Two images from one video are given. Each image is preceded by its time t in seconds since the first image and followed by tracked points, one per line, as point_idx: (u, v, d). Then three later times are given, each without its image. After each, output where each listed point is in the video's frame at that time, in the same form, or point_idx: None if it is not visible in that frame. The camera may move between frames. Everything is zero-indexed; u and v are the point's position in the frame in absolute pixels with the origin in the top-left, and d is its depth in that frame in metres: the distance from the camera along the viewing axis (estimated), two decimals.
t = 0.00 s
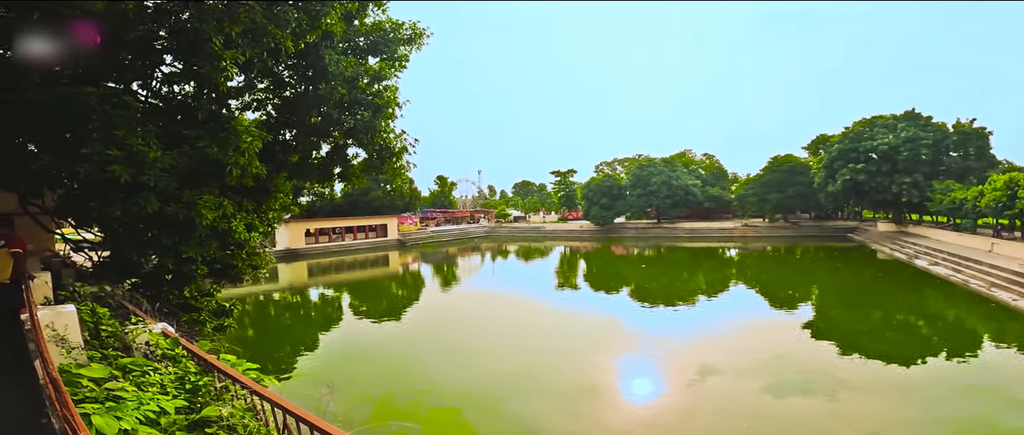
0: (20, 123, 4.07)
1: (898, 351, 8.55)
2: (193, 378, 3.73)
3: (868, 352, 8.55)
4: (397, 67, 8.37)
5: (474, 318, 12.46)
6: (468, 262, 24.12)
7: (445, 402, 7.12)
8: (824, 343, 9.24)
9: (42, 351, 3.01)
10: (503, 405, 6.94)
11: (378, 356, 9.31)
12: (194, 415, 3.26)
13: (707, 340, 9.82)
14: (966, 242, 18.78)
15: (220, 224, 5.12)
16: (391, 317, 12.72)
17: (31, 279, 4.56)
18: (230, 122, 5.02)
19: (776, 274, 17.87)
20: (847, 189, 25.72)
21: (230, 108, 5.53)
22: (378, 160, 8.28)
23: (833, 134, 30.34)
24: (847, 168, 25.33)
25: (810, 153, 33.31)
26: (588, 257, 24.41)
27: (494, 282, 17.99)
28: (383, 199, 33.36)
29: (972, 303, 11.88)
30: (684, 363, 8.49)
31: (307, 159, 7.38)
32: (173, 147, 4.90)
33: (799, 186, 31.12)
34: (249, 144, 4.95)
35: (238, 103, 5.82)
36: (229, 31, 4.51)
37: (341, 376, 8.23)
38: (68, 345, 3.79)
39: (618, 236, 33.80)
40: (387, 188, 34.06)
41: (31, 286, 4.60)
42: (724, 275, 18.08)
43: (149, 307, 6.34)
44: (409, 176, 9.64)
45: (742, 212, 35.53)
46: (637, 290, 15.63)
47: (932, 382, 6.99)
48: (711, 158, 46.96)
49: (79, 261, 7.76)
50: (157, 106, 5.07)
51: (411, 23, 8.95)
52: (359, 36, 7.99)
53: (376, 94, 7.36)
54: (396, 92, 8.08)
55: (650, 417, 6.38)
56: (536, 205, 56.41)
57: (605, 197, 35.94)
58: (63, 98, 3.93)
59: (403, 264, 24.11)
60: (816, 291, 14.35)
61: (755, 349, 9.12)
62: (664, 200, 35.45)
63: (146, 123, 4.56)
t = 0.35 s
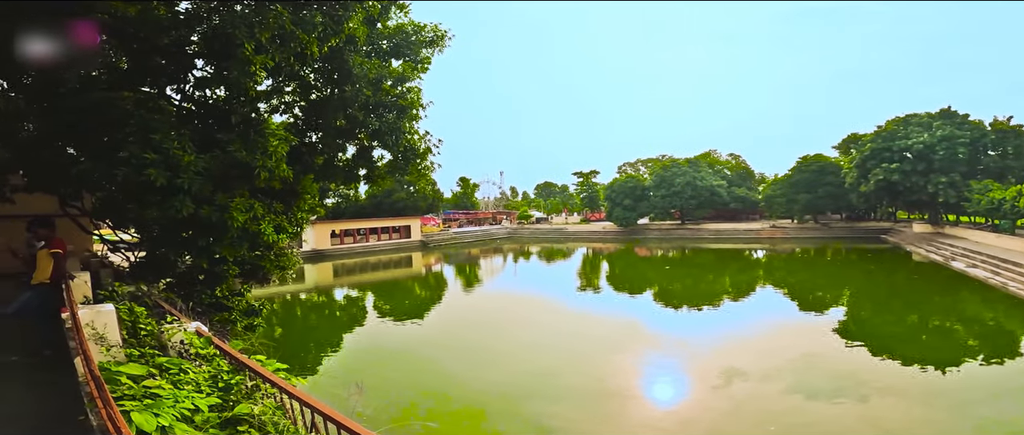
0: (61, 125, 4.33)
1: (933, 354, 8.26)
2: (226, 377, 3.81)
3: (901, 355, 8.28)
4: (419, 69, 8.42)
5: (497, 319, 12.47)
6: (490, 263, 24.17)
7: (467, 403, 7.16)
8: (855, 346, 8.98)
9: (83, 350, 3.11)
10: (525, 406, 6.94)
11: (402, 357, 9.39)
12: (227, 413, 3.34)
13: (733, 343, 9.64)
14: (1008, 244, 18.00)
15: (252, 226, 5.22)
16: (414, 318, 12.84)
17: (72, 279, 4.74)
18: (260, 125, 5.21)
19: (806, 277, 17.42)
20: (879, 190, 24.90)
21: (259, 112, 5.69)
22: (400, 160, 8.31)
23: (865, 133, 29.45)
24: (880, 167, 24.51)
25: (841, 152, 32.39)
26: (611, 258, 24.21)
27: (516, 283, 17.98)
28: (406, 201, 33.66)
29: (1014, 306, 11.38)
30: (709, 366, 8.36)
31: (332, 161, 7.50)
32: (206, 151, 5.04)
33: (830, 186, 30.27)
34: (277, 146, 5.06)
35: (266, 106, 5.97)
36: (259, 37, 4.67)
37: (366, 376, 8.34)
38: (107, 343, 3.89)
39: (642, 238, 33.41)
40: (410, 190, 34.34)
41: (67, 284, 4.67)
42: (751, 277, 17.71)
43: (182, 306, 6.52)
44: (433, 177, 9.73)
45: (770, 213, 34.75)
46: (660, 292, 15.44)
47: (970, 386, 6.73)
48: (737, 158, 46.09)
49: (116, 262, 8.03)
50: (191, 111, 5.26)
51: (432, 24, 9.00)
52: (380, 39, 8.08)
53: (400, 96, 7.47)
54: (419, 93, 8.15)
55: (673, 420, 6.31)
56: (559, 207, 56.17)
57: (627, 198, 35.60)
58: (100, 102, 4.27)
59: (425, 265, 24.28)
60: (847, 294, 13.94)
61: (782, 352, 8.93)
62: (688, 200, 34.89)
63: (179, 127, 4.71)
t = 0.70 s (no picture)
0: (105, 130, 4.55)
1: (974, 359, 7.95)
2: (261, 374, 3.92)
3: (940, 359, 8.00)
4: (444, 72, 8.54)
5: (521, 320, 12.51)
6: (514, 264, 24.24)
7: (490, 403, 7.21)
8: (890, 350, 8.72)
9: (128, 347, 3.24)
10: (547, 408, 6.94)
11: (427, 357, 9.51)
12: (262, 410, 3.45)
13: (761, 346, 9.45)
14: None
15: (285, 227, 5.38)
16: (439, 318, 12.97)
17: (115, 278, 4.96)
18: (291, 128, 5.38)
19: (840, 279, 16.92)
20: (918, 190, 23.99)
21: (290, 114, 5.86)
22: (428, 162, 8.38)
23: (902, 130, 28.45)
24: (918, 166, 23.65)
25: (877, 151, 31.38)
26: (637, 259, 24.00)
27: (541, 284, 17.98)
28: (432, 201, 33.99)
29: None
30: (737, 368, 8.23)
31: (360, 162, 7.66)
32: (241, 153, 5.21)
33: (867, 186, 29.23)
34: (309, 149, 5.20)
35: (296, 108, 6.13)
36: (289, 39, 4.79)
37: (392, 375, 8.47)
38: (148, 341, 4.04)
39: (668, 239, 32.98)
40: (435, 191, 34.65)
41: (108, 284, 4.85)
42: (783, 279, 17.30)
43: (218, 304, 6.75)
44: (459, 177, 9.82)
45: (801, 214, 33.90)
46: (687, 294, 15.25)
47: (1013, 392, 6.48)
48: (767, 158, 45.06)
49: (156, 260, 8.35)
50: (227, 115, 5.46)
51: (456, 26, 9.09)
52: (406, 42, 8.20)
53: (426, 98, 7.60)
54: (445, 95, 8.24)
55: (699, 423, 6.25)
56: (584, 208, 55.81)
57: (654, 199, 35.21)
58: (139, 106, 4.48)
59: (451, 266, 24.49)
60: (884, 297, 13.50)
61: (814, 355, 8.73)
62: (716, 201, 34.23)
63: (216, 131, 4.88)
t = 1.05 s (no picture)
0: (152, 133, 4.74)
1: None
2: (299, 371, 4.03)
3: (990, 364, 7.63)
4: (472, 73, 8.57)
5: (549, 321, 12.51)
6: (543, 264, 24.19)
7: (515, 402, 7.25)
8: (935, 354, 8.37)
9: (176, 343, 3.36)
10: (571, 408, 6.92)
11: (455, 356, 9.61)
12: (300, 407, 3.53)
13: (795, 348, 9.21)
14: None
15: (319, 227, 5.52)
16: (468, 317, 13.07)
17: (161, 276, 5.15)
18: (325, 130, 5.53)
19: (882, 281, 16.30)
20: (966, 188, 22.91)
21: (324, 116, 6.03)
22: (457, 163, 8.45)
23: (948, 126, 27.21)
24: (965, 164, 22.59)
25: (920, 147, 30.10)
26: (668, 260, 23.64)
27: (570, 285, 17.90)
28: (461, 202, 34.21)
29: None
30: (771, 372, 8.04)
31: (391, 163, 7.78)
32: (277, 156, 5.36)
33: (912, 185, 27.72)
34: (342, 151, 5.32)
35: (329, 111, 6.29)
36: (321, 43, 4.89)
37: (422, 373, 8.59)
38: (193, 338, 4.18)
39: (700, 239, 32.38)
40: (464, 192, 34.87)
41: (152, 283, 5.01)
42: (820, 281, 16.77)
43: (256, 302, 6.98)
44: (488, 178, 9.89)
45: (840, 213, 32.81)
46: (719, 296, 14.95)
47: None
48: (804, 156, 43.73)
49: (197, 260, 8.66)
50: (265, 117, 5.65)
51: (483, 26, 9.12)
52: (434, 43, 8.28)
53: (455, 99, 7.66)
54: (473, 96, 8.30)
55: (732, 427, 6.12)
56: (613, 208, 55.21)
57: (685, 199, 34.63)
58: (184, 110, 4.57)
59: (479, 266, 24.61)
60: (929, 299, 12.95)
61: (853, 359, 8.45)
62: (751, 201, 33.05)
63: (253, 134, 5.04)
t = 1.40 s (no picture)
0: (198, 136, 4.91)
1: None
2: (337, 370, 4.10)
3: None
4: (502, 73, 8.60)
5: (579, 322, 12.43)
6: (574, 265, 24.02)
7: (542, 402, 7.24)
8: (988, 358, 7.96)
9: (223, 340, 3.46)
10: (599, 409, 6.89)
11: (486, 356, 9.64)
12: (340, 405, 3.60)
13: (835, 351, 8.90)
14: None
15: (355, 228, 5.59)
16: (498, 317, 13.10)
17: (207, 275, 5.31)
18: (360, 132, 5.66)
19: (931, 282, 15.57)
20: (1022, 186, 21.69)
21: (358, 118, 6.11)
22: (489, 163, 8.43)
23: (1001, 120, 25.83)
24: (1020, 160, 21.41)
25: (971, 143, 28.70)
26: (702, 260, 23.17)
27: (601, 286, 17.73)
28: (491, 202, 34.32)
29: None
30: (810, 375, 7.79)
31: (423, 164, 7.84)
32: (314, 157, 5.46)
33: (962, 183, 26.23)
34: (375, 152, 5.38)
35: (363, 113, 6.40)
36: (353, 46, 5.00)
37: (454, 372, 8.65)
38: (239, 335, 4.28)
39: (735, 239, 31.59)
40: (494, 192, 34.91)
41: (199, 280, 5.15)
42: (863, 282, 16.15)
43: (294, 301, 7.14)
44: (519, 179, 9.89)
45: (884, 212, 31.52)
46: (756, 297, 14.58)
47: None
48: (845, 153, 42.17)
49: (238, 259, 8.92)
50: (302, 119, 5.72)
51: (512, 27, 9.12)
52: (462, 44, 8.32)
53: (485, 101, 7.69)
54: (503, 98, 8.31)
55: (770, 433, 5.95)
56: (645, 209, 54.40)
57: (720, 198, 33.95)
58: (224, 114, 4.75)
59: (510, 266, 24.62)
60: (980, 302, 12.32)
61: (898, 362, 8.11)
62: (789, 200, 32.03)
63: (292, 136, 5.17)
